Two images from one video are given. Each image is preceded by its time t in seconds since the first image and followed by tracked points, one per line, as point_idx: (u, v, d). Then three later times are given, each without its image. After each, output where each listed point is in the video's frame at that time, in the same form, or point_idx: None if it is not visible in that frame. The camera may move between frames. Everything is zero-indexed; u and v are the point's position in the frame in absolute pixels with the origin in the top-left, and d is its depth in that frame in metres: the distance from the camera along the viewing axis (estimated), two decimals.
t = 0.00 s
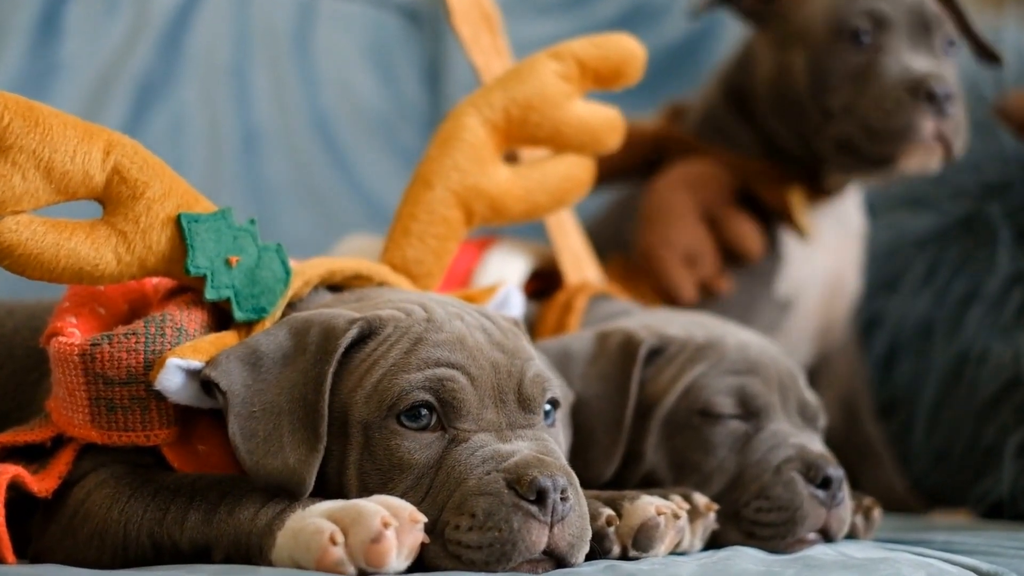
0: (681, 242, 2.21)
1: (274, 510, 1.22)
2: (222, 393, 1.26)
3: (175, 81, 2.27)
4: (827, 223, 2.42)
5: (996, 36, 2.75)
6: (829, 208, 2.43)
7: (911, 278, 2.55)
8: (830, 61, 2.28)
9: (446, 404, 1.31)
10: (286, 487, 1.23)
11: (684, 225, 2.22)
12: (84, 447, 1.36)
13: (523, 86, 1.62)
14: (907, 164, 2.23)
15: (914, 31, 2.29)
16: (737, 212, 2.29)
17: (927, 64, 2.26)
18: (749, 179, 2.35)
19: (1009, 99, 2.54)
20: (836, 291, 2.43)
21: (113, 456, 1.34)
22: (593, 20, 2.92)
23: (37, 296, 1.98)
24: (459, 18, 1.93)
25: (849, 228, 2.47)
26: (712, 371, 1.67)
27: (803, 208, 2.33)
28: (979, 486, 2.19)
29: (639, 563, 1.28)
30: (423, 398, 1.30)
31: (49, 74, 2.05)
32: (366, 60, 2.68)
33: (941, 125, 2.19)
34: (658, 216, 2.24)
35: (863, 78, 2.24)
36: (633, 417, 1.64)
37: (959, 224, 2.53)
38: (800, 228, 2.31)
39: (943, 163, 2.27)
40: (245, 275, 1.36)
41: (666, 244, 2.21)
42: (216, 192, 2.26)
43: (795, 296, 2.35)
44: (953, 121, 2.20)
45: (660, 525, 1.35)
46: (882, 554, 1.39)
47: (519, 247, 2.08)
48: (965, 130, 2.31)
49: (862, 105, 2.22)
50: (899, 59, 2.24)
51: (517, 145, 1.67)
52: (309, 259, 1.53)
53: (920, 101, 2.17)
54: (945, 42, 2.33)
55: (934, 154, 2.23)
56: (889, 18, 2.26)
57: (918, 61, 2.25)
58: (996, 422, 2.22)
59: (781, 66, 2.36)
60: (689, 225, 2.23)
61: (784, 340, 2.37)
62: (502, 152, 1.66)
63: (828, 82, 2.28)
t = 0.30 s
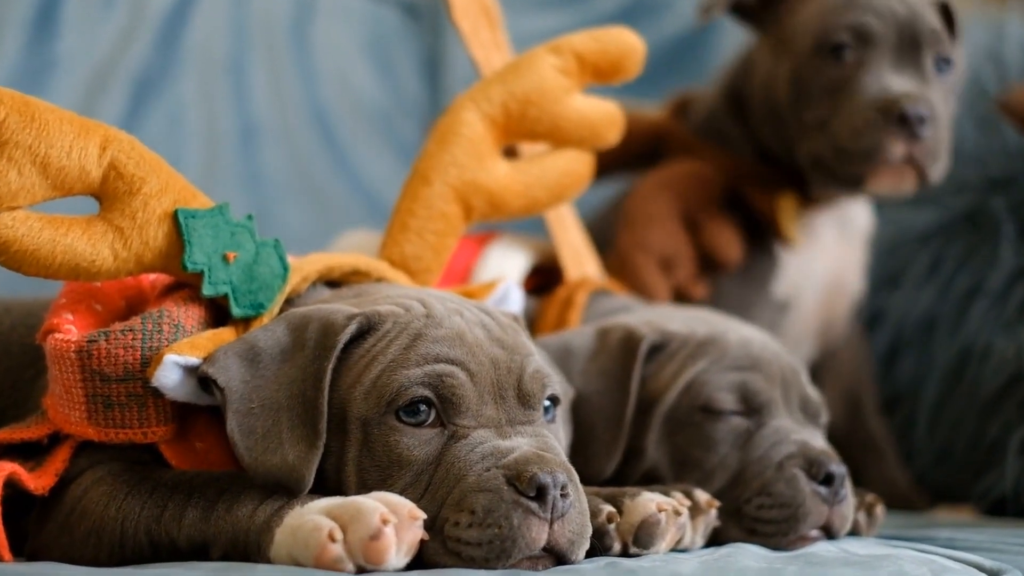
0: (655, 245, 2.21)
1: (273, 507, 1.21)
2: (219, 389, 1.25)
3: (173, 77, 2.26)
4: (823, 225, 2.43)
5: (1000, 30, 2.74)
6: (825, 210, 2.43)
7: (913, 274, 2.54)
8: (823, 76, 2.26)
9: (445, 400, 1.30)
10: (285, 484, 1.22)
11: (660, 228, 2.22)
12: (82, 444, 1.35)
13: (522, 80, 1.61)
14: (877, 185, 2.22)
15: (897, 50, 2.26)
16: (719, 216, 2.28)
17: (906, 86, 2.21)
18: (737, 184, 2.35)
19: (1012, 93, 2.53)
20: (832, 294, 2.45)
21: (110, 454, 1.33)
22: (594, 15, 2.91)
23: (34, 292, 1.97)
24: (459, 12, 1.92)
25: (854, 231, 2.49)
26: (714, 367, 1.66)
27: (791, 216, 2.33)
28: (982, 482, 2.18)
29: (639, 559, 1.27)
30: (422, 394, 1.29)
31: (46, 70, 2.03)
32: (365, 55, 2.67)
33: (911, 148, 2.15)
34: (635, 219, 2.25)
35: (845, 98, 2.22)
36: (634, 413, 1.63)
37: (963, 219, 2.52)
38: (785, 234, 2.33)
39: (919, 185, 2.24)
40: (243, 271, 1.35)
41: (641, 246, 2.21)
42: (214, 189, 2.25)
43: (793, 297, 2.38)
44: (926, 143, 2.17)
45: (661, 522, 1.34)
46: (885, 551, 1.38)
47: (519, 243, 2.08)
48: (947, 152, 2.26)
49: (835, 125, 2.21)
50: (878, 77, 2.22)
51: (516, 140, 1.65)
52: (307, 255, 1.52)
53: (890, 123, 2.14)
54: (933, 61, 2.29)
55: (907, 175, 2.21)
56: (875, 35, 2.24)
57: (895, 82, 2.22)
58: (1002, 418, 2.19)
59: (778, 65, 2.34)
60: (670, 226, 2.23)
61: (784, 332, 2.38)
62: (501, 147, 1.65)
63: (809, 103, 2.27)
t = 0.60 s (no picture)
0: (655, 241, 2.21)
1: (271, 507, 1.19)
2: (218, 388, 1.23)
3: (171, 74, 2.24)
4: (821, 227, 2.43)
5: (1005, 26, 2.72)
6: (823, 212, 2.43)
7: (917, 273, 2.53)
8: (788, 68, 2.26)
9: (446, 399, 1.29)
10: (285, 484, 1.21)
11: (657, 227, 2.22)
12: (79, 444, 1.33)
13: (523, 77, 1.60)
14: (841, 179, 2.22)
15: (865, 44, 2.25)
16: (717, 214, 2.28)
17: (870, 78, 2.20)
18: (735, 184, 2.35)
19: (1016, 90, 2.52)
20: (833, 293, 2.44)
21: (107, 453, 1.32)
22: (595, 12, 2.90)
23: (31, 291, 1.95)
24: (459, 8, 1.91)
25: (853, 230, 2.48)
26: (716, 366, 1.65)
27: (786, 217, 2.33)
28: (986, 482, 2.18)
29: (641, 560, 1.26)
30: (422, 393, 1.28)
31: (42, 65, 2.02)
32: (365, 52, 2.66)
33: (871, 140, 2.14)
34: (634, 218, 2.26)
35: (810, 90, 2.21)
36: (636, 412, 1.62)
37: (966, 217, 2.51)
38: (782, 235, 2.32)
39: (887, 180, 2.23)
40: (241, 269, 1.34)
41: (640, 245, 2.21)
42: (212, 187, 2.24)
43: (790, 297, 2.36)
44: (887, 135, 2.15)
45: (663, 522, 1.33)
46: (888, 551, 1.37)
47: (519, 241, 2.07)
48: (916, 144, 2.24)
49: (796, 119, 2.21)
50: (842, 69, 2.21)
51: (517, 137, 1.64)
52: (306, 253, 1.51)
53: (849, 117, 2.13)
54: (905, 54, 2.27)
55: (871, 168, 2.20)
56: (841, 28, 2.23)
57: (859, 74, 2.20)
58: (1007, 416, 2.20)
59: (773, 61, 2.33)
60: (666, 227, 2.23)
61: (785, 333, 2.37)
62: (502, 144, 1.64)
63: (777, 95, 2.27)
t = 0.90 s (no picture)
0: (655, 239, 2.19)
1: (271, 506, 1.18)
2: (217, 386, 1.22)
3: (169, 72, 2.23)
4: (823, 219, 2.41)
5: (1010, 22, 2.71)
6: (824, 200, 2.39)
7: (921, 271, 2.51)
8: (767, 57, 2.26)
9: (446, 397, 1.27)
10: (284, 481, 1.20)
11: (656, 223, 2.20)
12: (76, 442, 1.32)
13: (523, 73, 1.58)
14: (797, 162, 2.22)
15: (825, 27, 2.25)
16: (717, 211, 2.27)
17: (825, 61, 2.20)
18: (732, 179, 2.34)
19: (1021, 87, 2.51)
20: (835, 292, 2.42)
21: (105, 451, 1.31)
22: (597, 9, 2.89)
23: (29, 289, 1.94)
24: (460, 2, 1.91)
25: (856, 227, 2.45)
26: (720, 364, 1.64)
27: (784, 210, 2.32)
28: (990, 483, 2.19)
29: (643, 559, 1.24)
30: (423, 391, 1.27)
31: (39, 62, 2.00)
32: (365, 48, 2.65)
33: (821, 121, 2.14)
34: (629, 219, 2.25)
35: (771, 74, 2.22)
36: (638, 410, 1.61)
37: (970, 214, 2.50)
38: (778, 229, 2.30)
39: (845, 164, 2.23)
40: (240, 267, 1.32)
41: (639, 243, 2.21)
42: (211, 184, 2.23)
43: (789, 297, 2.35)
44: (840, 116, 2.14)
45: (666, 521, 1.32)
46: (893, 550, 1.36)
47: (520, 239, 2.05)
48: (879, 125, 2.22)
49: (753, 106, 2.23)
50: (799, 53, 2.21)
51: (517, 134, 1.63)
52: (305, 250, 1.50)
53: (801, 99, 2.13)
54: (868, 36, 2.25)
55: (826, 150, 2.20)
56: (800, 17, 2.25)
57: (815, 57, 2.20)
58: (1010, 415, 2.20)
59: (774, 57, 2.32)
60: (665, 224, 2.21)
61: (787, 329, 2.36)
62: (502, 141, 1.62)
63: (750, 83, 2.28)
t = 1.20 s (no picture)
0: (649, 242, 2.20)
1: (268, 512, 1.17)
2: (214, 391, 1.21)
3: (166, 73, 2.22)
4: (822, 221, 2.40)
5: (1012, 24, 2.70)
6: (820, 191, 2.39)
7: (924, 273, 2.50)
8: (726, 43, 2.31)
9: (445, 403, 1.26)
10: (281, 488, 1.18)
11: (647, 227, 2.21)
12: (72, 448, 1.31)
13: (522, 75, 1.57)
14: (750, 142, 2.22)
15: (774, 8, 2.30)
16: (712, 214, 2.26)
17: (773, 39, 2.23)
18: (732, 181, 2.33)
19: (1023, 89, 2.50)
20: (840, 290, 2.39)
21: (101, 457, 1.30)
22: (596, 10, 2.88)
23: (25, 292, 1.93)
24: (459, 2, 1.90)
25: (857, 228, 2.44)
26: (720, 369, 1.63)
27: (766, 202, 2.31)
28: (998, 482, 2.18)
29: (643, 567, 1.23)
30: (421, 396, 1.26)
31: (34, 63, 1.99)
32: (364, 50, 2.64)
33: (768, 96, 2.17)
34: (624, 221, 2.25)
35: (723, 55, 2.27)
36: (638, 416, 1.60)
37: (973, 217, 2.49)
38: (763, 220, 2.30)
39: (800, 141, 2.23)
40: (237, 270, 1.31)
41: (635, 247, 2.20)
42: (207, 186, 2.22)
43: (789, 299, 2.34)
44: (785, 89, 2.16)
45: (666, 527, 1.31)
46: (895, 557, 1.35)
47: (519, 242, 2.04)
48: (831, 98, 2.23)
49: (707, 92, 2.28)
50: (748, 34, 2.26)
51: (517, 136, 1.62)
52: (303, 254, 1.48)
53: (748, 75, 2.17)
54: (817, 13, 2.29)
55: (777, 127, 2.21)
56: None
57: (762, 34, 2.25)
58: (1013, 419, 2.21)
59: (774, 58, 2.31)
60: (655, 228, 2.21)
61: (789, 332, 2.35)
62: (502, 143, 1.61)
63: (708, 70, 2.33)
